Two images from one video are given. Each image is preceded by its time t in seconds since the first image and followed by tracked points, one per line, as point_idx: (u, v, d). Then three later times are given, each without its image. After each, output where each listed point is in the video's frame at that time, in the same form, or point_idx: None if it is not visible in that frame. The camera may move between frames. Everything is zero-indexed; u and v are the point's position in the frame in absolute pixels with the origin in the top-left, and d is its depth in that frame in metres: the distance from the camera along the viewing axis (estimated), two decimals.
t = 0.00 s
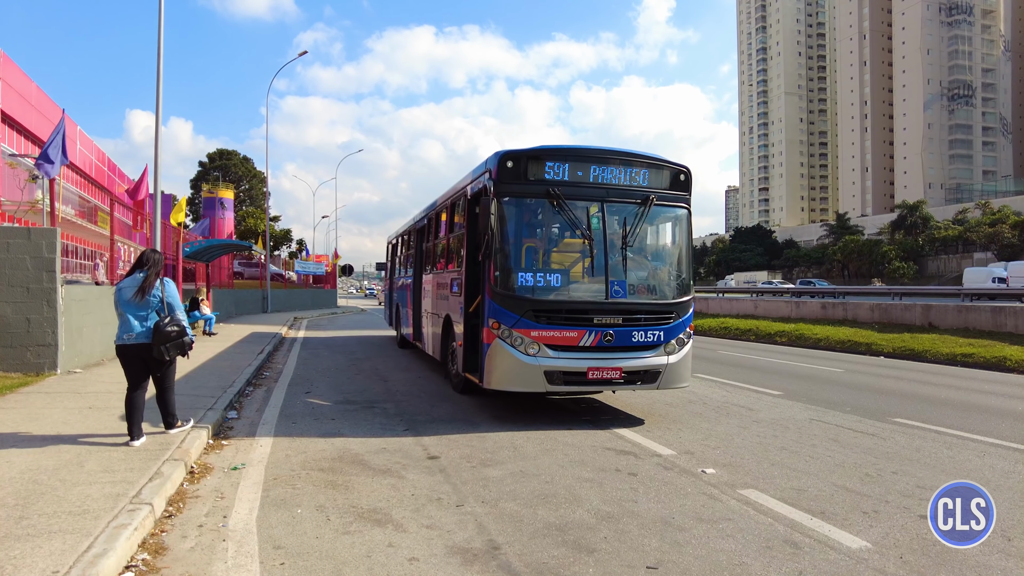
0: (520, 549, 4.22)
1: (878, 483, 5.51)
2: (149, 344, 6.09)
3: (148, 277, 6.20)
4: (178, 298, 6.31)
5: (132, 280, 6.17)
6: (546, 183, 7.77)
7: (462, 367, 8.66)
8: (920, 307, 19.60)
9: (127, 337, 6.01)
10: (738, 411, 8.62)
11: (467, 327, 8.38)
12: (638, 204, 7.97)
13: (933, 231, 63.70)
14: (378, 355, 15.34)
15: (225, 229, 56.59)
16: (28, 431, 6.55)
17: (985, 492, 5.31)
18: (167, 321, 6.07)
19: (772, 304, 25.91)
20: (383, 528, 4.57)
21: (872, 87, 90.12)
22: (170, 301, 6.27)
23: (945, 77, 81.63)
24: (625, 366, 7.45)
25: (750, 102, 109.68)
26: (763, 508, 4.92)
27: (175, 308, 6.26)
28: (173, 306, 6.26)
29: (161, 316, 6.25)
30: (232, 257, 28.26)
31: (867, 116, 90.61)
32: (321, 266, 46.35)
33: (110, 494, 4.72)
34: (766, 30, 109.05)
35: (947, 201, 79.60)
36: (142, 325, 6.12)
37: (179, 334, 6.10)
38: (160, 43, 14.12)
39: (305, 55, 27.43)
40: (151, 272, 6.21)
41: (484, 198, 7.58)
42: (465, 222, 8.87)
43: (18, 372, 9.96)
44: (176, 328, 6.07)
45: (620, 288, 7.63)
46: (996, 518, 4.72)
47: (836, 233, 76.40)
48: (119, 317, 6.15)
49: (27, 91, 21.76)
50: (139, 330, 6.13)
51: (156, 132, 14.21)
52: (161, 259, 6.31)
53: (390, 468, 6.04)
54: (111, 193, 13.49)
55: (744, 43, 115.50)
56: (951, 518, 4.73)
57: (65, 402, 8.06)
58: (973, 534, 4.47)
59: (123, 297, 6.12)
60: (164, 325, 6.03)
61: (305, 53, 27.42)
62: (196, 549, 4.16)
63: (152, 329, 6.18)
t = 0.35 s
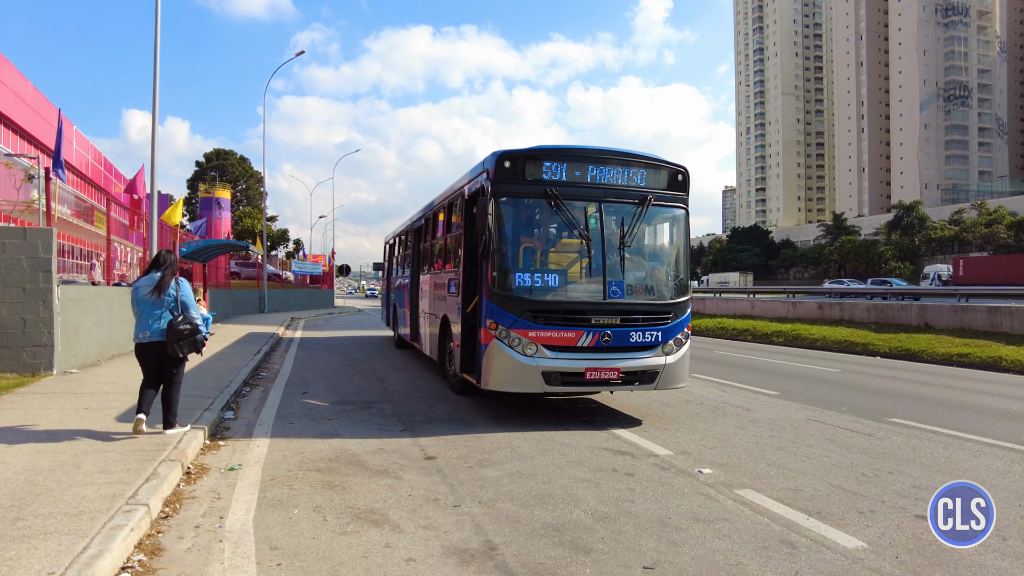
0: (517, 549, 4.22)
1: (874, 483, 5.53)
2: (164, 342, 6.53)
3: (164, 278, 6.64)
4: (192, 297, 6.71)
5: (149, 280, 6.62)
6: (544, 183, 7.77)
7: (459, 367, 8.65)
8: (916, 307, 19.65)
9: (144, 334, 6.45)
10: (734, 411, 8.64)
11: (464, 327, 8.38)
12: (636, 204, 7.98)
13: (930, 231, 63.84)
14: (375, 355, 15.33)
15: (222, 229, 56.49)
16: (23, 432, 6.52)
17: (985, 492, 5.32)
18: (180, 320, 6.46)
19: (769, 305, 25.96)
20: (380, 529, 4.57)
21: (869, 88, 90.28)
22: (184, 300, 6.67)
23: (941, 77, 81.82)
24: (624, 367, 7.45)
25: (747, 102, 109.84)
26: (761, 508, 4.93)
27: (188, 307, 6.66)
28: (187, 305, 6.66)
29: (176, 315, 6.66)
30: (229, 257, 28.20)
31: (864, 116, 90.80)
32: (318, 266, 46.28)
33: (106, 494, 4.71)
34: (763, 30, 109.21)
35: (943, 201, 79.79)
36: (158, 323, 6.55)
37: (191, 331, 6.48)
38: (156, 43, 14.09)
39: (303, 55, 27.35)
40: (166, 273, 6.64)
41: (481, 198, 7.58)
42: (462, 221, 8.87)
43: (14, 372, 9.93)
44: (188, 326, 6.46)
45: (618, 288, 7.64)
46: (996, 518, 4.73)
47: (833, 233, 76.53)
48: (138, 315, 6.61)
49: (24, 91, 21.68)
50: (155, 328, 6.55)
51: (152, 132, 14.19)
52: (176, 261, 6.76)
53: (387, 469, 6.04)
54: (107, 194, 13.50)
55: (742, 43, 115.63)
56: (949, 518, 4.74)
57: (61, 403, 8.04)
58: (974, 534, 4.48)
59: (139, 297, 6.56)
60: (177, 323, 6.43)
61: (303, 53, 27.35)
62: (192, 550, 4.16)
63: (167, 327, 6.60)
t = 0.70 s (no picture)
0: (513, 549, 4.22)
1: (869, 483, 5.54)
2: (168, 339, 6.74)
3: (172, 278, 6.93)
4: (197, 298, 7.00)
5: (157, 279, 6.88)
6: (543, 183, 7.77)
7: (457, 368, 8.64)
8: (912, 307, 19.72)
9: (151, 329, 6.64)
10: (730, 411, 8.66)
11: (463, 327, 8.37)
12: (636, 203, 7.99)
13: (925, 231, 63.97)
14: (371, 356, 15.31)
15: (218, 228, 56.39)
16: (17, 433, 6.48)
17: (985, 492, 5.33)
18: (189, 317, 6.72)
19: (765, 305, 26.01)
20: (375, 529, 4.56)
21: (864, 88, 90.52)
22: (190, 300, 6.95)
23: (936, 78, 82.08)
24: (623, 368, 7.45)
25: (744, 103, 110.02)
26: (757, 508, 4.94)
27: (194, 306, 6.94)
28: (193, 304, 6.94)
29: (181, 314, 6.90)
30: (225, 257, 28.12)
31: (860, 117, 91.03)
32: (314, 266, 46.19)
33: (101, 496, 4.70)
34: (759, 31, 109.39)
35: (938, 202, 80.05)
36: (164, 320, 6.76)
37: (199, 329, 6.74)
38: (151, 42, 14.05)
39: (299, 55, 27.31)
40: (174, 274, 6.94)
41: (480, 197, 7.57)
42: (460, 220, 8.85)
43: (8, 373, 9.89)
44: (197, 323, 6.73)
45: (618, 288, 7.64)
46: (997, 518, 4.74)
47: (829, 233, 76.67)
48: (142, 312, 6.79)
49: (18, 90, 21.59)
50: (159, 326, 6.74)
51: (148, 131, 14.14)
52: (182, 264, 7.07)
53: (383, 469, 6.02)
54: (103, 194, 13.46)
55: (738, 44, 115.81)
56: (949, 518, 4.76)
57: (55, 403, 8.00)
58: (973, 534, 4.48)
59: (147, 294, 6.79)
60: (186, 320, 6.69)
61: (299, 52, 27.29)
62: (187, 551, 4.15)
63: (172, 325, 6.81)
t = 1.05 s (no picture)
0: (508, 549, 4.21)
1: (864, 483, 5.55)
2: (171, 338, 6.78)
3: (171, 279, 6.96)
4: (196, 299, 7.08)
5: (156, 280, 6.89)
6: (544, 180, 7.76)
7: (457, 369, 8.62)
8: (906, 307, 19.78)
9: (157, 327, 6.67)
10: (725, 411, 8.67)
11: (463, 328, 8.36)
12: (639, 202, 7.99)
13: (920, 232, 64.15)
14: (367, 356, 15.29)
15: (213, 228, 56.25)
16: (10, 434, 6.46)
17: (986, 492, 5.32)
18: (195, 316, 6.83)
19: (760, 305, 26.07)
20: (371, 529, 4.55)
21: (859, 89, 90.80)
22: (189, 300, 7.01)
23: (930, 79, 82.38)
24: (627, 370, 7.45)
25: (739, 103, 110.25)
26: (752, 508, 4.93)
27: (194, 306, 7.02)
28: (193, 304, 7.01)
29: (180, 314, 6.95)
30: (220, 257, 28.05)
31: (855, 117, 91.29)
32: (310, 266, 46.10)
33: (95, 496, 4.68)
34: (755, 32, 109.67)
35: (933, 202, 80.33)
36: (167, 320, 6.79)
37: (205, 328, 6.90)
38: (146, 42, 14.01)
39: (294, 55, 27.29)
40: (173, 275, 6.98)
41: (480, 195, 7.55)
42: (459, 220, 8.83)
43: (2, 373, 9.84)
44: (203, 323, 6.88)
45: (621, 288, 7.64)
46: (997, 518, 4.73)
47: (824, 234, 76.82)
48: (142, 312, 6.76)
49: (12, 89, 21.49)
50: (161, 324, 6.76)
51: (143, 131, 14.09)
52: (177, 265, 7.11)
53: (379, 470, 6.01)
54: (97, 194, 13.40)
55: (733, 45, 116.04)
56: (949, 518, 4.75)
57: (48, 404, 7.96)
58: (974, 534, 4.48)
59: (148, 295, 6.77)
60: (192, 319, 6.79)
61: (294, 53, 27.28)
62: (181, 552, 4.13)
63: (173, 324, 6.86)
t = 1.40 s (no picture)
0: (504, 549, 4.21)
1: (859, 482, 5.56)
2: (166, 336, 6.83)
3: (159, 278, 6.96)
4: (185, 296, 7.10)
5: (145, 280, 6.87)
6: (551, 177, 7.76)
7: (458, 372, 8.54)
8: (901, 307, 19.83)
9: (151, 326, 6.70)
10: (721, 411, 8.67)
11: (465, 329, 8.31)
12: (648, 199, 7.99)
13: (914, 232, 64.28)
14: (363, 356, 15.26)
15: (208, 228, 56.06)
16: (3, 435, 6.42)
17: (985, 492, 5.32)
18: (187, 314, 6.86)
19: (755, 305, 26.11)
20: (367, 530, 4.54)
21: (854, 90, 91.07)
22: (179, 298, 7.03)
23: (925, 80, 82.66)
24: (635, 373, 7.40)
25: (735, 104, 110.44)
26: (748, 508, 4.93)
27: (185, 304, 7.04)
28: (183, 302, 7.03)
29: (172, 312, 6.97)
30: (215, 257, 27.95)
31: (850, 118, 91.54)
32: (305, 266, 45.98)
33: (89, 497, 4.66)
34: (750, 33, 109.89)
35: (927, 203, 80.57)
36: (160, 318, 6.82)
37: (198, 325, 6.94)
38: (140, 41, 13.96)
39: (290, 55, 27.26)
40: (161, 274, 6.97)
41: (486, 193, 7.53)
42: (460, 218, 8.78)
43: None
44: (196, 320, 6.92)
45: (630, 288, 7.63)
46: (997, 518, 4.73)
47: (819, 235, 76.95)
48: (134, 313, 6.76)
49: (5, 88, 21.39)
50: (155, 324, 6.79)
51: (137, 130, 14.04)
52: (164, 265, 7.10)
53: (374, 470, 6.00)
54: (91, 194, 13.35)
55: (729, 45, 116.22)
56: (944, 518, 4.75)
57: (41, 404, 7.93)
58: (974, 534, 4.48)
59: (139, 296, 6.77)
60: (185, 317, 6.83)
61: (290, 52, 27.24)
62: (176, 553, 4.11)
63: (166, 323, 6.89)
